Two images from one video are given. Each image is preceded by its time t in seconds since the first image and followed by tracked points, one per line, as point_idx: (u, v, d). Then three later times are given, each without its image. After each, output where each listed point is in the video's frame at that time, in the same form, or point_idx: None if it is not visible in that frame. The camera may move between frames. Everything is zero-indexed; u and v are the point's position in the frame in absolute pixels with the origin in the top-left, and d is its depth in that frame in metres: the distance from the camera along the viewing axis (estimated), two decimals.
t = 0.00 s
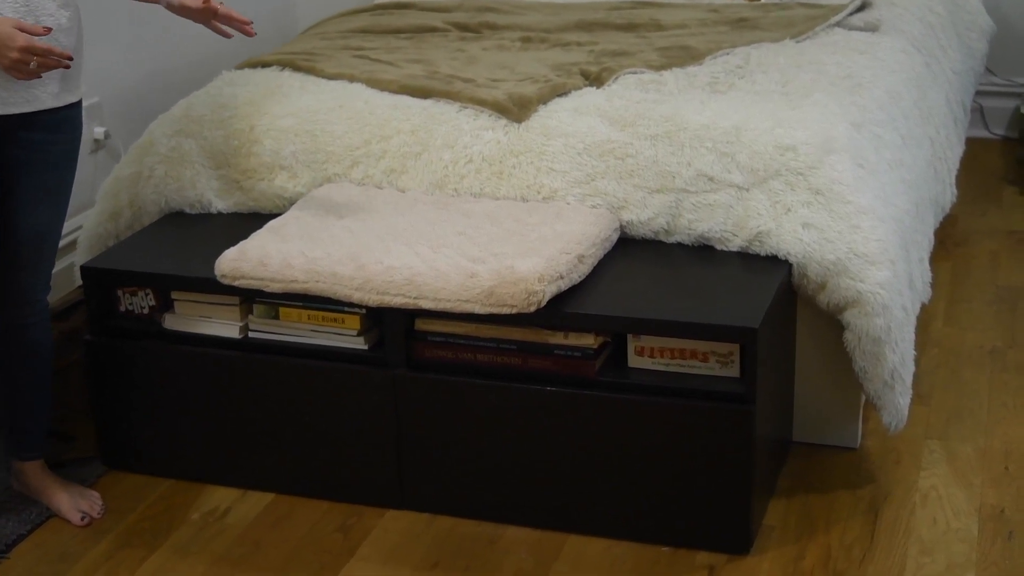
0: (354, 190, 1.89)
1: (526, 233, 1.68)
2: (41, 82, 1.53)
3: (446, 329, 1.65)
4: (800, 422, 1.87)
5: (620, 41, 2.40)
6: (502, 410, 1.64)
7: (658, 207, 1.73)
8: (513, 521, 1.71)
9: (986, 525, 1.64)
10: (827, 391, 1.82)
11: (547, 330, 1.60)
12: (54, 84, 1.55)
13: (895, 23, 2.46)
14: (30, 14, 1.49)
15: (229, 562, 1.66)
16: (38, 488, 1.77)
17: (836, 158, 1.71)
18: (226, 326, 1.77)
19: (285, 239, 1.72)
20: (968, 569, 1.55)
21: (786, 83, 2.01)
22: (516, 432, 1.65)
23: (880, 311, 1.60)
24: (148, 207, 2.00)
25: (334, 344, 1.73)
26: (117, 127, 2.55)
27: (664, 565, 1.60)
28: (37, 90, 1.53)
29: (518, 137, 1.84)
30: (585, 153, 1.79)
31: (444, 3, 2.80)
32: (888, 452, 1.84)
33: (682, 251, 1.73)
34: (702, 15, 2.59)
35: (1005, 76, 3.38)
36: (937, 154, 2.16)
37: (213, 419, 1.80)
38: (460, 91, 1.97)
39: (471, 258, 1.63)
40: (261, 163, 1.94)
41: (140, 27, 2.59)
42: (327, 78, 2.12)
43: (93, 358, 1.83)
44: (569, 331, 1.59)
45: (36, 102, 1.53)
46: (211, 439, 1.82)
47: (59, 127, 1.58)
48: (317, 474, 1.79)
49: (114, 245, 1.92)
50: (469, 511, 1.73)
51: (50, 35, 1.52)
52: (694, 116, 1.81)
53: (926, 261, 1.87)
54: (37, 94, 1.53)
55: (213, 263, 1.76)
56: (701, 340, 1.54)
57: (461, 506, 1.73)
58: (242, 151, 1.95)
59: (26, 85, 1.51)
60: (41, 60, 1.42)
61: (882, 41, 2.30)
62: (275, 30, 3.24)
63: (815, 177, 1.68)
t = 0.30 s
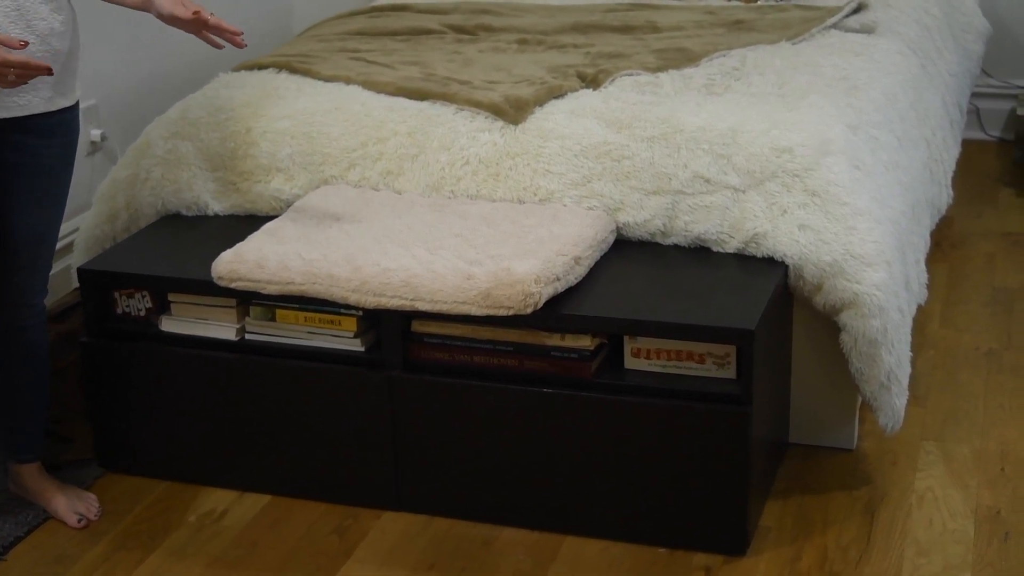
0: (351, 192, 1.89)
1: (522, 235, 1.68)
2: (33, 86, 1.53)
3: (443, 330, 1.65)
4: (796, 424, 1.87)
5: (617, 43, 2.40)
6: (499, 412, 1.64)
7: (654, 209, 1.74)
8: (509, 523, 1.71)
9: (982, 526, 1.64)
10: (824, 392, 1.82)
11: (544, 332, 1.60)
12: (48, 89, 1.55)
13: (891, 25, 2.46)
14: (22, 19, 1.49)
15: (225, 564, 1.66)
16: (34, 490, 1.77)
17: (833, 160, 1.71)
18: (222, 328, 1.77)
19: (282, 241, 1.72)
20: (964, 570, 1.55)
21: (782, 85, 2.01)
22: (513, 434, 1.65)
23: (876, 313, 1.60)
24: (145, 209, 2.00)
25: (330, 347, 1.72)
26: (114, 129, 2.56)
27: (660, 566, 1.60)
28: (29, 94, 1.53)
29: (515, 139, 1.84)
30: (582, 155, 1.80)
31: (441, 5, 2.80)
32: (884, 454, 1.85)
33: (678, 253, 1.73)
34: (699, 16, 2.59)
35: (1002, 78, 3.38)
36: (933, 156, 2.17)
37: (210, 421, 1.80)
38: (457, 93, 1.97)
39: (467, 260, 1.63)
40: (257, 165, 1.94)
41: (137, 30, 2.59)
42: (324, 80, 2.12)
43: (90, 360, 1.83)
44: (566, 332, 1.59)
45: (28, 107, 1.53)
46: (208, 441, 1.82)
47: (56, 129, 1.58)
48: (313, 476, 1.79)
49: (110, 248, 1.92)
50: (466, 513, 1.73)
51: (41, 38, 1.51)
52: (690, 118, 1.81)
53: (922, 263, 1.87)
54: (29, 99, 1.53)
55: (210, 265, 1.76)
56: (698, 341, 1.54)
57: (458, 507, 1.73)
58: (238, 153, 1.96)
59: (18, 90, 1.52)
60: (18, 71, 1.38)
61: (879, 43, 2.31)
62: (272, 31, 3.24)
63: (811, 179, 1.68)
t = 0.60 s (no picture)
0: (347, 193, 1.89)
1: (519, 236, 1.68)
2: (26, 87, 1.53)
3: (439, 332, 1.65)
4: (793, 424, 1.87)
5: (613, 44, 2.40)
6: (496, 413, 1.64)
7: (650, 210, 1.74)
8: (506, 524, 1.71)
9: (979, 526, 1.64)
10: (820, 393, 1.82)
11: (540, 333, 1.60)
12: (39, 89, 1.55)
13: (887, 26, 2.46)
14: (13, 20, 1.49)
15: (222, 565, 1.66)
16: (30, 492, 1.76)
17: (829, 161, 1.71)
18: (219, 330, 1.77)
19: (279, 242, 1.72)
20: (961, 570, 1.55)
21: (778, 85, 2.02)
22: (509, 435, 1.65)
23: (872, 313, 1.60)
24: (140, 210, 2.00)
25: (327, 348, 1.72)
26: (111, 130, 2.56)
27: (657, 567, 1.60)
28: (22, 95, 1.53)
29: (511, 140, 1.84)
30: (578, 156, 1.80)
31: (437, 6, 2.80)
32: (880, 454, 1.85)
33: (674, 253, 1.73)
34: (695, 17, 2.60)
35: (998, 79, 3.39)
36: (929, 156, 2.17)
37: (207, 423, 1.80)
38: (453, 94, 1.97)
39: (464, 261, 1.63)
40: (253, 166, 1.94)
41: (133, 31, 2.59)
42: (320, 81, 2.12)
43: (86, 362, 1.83)
44: (562, 333, 1.59)
45: (22, 108, 1.53)
46: (205, 443, 1.82)
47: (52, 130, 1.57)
48: (310, 477, 1.79)
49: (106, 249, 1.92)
50: (463, 514, 1.73)
51: (32, 38, 1.51)
52: (686, 119, 1.81)
53: (918, 264, 1.87)
54: (22, 100, 1.53)
55: (206, 266, 1.76)
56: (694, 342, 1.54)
57: (455, 509, 1.73)
58: (234, 154, 1.96)
59: (11, 91, 1.52)
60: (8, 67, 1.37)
61: (875, 44, 2.31)
62: (268, 32, 3.24)
63: (807, 180, 1.68)
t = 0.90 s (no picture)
0: (349, 195, 1.89)
1: (521, 238, 1.69)
2: (23, 94, 1.53)
3: (440, 334, 1.65)
4: (794, 426, 1.88)
5: (615, 46, 2.40)
6: (497, 415, 1.64)
7: (652, 212, 1.74)
8: (508, 526, 1.71)
9: (980, 528, 1.64)
10: (821, 395, 1.82)
11: (542, 335, 1.60)
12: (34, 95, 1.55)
13: (889, 28, 2.46)
14: (8, 27, 1.49)
15: (223, 567, 1.66)
16: (33, 494, 1.77)
17: (830, 163, 1.72)
18: (221, 332, 1.77)
19: (281, 245, 1.72)
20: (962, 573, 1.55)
21: (780, 88, 2.02)
22: (511, 437, 1.65)
23: (874, 316, 1.60)
24: (142, 213, 2.00)
25: (329, 350, 1.72)
26: (113, 132, 2.56)
27: (658, 570, 1.60)
28: (19, 101, 1.53)
29: (513, 143, 1.84)
30: (580, 158, 1.80)
31: (439, 8, 2.81)
32: (882, 456, 1.85)
33: (676, 255, 1.74)
34: (697, 20, 2.60)
35: (1000, 81, 3.39)
36: (930, 158, 2.17)
37: (209, 425, 1.80)
38: (455, 96, 1.97)
39: (465, 263, 1.63)
40: (256, 168, 1.95)
41: (135, 33, 2.59)
42: (322, 83, 2.12)
43: (88, 364, 1.83)
44: (564, 335, 1.59)
45: (20, 115, 1.53)
46: (207, 445, 1.82)
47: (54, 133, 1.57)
48: (312, 479, 1.79)
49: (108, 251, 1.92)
50: (464, 516, 1.73)
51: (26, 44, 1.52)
52: (688, 122, 1.81)
53: (920, 266, 1.87)
54: (21, 107, 1.53)
55: (208, 268, 1.76)
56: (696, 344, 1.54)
57: (456, 511, 1.73)
58: (237, 156, 1.96)
59: (10, 99, 1.52)
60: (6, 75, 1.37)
61: (876, 46, 2.31)
62: (270, 34, 3.24)
63: (809, 182, 1.68)
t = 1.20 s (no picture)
0: (351, 197, 1.89)
1: (522, 239, 1.69)
2: None
3: (442, 335, 1.65)
4: (796, 428, 1.87)
5: (616, 47, 2.40)
6: (499, 416, 1.64)
7: (653, 214, 1.74)
8: (509, 527, 1.71)
9: (982, 530, 1.64)
10: (823, 396, 1.82)
11: (544, 336, 1.60)
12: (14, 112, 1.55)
13: (890, 30, 2.46)
14: None
15: (225, 568, 1.66)
16: (34, 495, 1.75)
17: (832, 165, 1.72)
18: (222, 333, 1.77)
19: (282, 246, 1.72)
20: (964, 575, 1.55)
21: (781, 89, 2.02)
22: (513, 438, 1.65)
23: (875, 317, 1.60)
24: (144, 214, 2.00)
25: (330, 351, 1.72)
26: (114, 134, 2.56)
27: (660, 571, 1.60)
28: None
29: (515, 144, 1.85)
30: (581, 160, 1.80)
31: (441, 10, 2.81)
32: (884, 458, 1.85)
33: (677, 257, 1.74)
34: (698, 21, 2.60)
35: (1002, 82, 3.39)
36: (932, 160, 2.17)
37: (211, 425, 1.80)
38: (456, 98, 1.97)
39: (467, 264, 1.63)
40: (257, 169, 1.95)
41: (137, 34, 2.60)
42: (324, 85, 2.12)
43: (90, 365, 1.83)
44: (566, 336, 1.59)
45: None
46: (209, 445, 1.82)
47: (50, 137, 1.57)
48: (313, 480, 1.79)
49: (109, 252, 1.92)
50: (466, 517, 1.73)
51: None
52: (689, 123, 1.81)
53: (922, 267, 1.87)
54: None
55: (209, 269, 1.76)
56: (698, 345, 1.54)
57: (458, 512, 1.73)
58: (238, 158, 1.96)
59: None
60: None
61: (877, 48, 2.31)
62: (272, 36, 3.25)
63: (811, 183, 1.68)
